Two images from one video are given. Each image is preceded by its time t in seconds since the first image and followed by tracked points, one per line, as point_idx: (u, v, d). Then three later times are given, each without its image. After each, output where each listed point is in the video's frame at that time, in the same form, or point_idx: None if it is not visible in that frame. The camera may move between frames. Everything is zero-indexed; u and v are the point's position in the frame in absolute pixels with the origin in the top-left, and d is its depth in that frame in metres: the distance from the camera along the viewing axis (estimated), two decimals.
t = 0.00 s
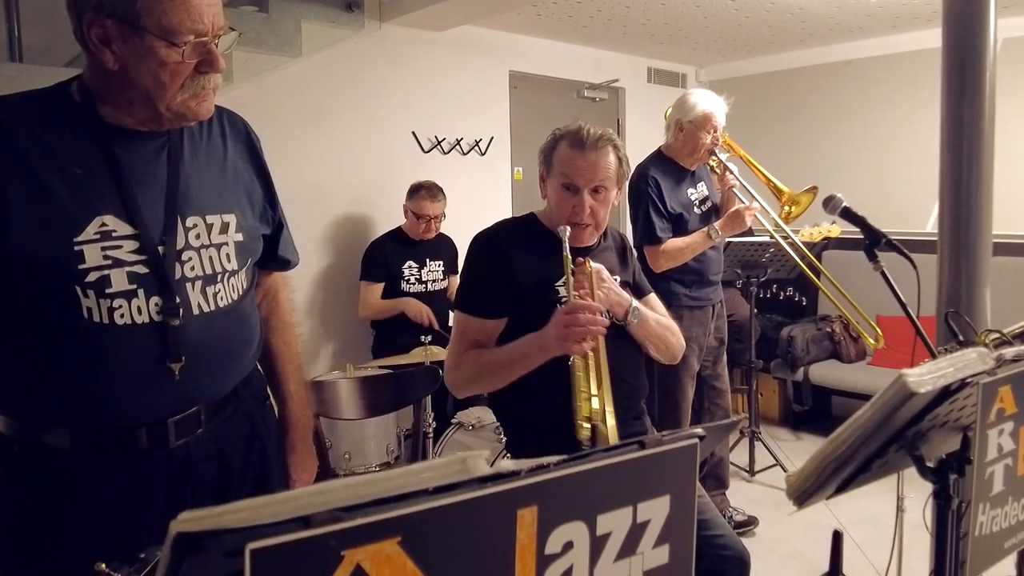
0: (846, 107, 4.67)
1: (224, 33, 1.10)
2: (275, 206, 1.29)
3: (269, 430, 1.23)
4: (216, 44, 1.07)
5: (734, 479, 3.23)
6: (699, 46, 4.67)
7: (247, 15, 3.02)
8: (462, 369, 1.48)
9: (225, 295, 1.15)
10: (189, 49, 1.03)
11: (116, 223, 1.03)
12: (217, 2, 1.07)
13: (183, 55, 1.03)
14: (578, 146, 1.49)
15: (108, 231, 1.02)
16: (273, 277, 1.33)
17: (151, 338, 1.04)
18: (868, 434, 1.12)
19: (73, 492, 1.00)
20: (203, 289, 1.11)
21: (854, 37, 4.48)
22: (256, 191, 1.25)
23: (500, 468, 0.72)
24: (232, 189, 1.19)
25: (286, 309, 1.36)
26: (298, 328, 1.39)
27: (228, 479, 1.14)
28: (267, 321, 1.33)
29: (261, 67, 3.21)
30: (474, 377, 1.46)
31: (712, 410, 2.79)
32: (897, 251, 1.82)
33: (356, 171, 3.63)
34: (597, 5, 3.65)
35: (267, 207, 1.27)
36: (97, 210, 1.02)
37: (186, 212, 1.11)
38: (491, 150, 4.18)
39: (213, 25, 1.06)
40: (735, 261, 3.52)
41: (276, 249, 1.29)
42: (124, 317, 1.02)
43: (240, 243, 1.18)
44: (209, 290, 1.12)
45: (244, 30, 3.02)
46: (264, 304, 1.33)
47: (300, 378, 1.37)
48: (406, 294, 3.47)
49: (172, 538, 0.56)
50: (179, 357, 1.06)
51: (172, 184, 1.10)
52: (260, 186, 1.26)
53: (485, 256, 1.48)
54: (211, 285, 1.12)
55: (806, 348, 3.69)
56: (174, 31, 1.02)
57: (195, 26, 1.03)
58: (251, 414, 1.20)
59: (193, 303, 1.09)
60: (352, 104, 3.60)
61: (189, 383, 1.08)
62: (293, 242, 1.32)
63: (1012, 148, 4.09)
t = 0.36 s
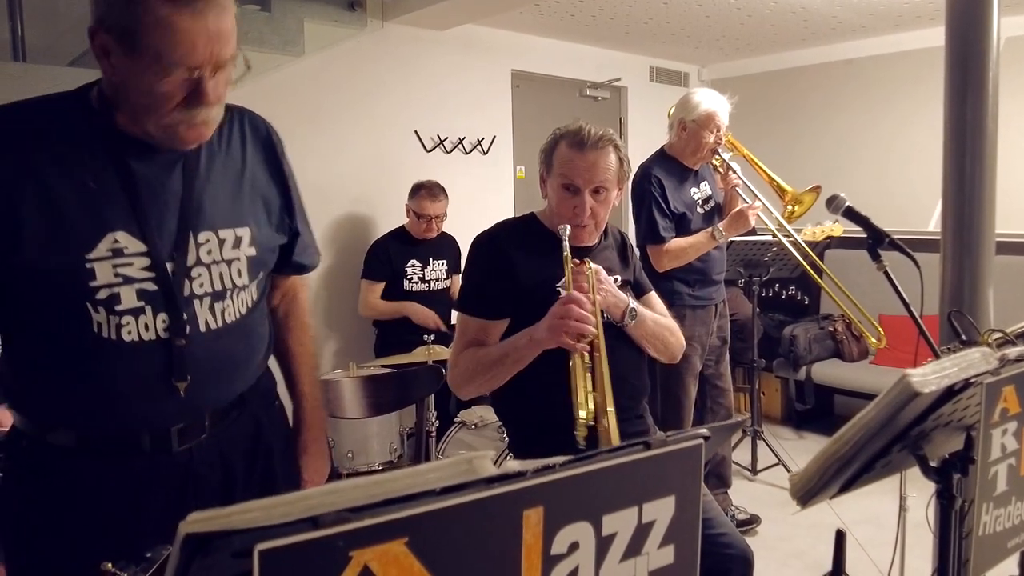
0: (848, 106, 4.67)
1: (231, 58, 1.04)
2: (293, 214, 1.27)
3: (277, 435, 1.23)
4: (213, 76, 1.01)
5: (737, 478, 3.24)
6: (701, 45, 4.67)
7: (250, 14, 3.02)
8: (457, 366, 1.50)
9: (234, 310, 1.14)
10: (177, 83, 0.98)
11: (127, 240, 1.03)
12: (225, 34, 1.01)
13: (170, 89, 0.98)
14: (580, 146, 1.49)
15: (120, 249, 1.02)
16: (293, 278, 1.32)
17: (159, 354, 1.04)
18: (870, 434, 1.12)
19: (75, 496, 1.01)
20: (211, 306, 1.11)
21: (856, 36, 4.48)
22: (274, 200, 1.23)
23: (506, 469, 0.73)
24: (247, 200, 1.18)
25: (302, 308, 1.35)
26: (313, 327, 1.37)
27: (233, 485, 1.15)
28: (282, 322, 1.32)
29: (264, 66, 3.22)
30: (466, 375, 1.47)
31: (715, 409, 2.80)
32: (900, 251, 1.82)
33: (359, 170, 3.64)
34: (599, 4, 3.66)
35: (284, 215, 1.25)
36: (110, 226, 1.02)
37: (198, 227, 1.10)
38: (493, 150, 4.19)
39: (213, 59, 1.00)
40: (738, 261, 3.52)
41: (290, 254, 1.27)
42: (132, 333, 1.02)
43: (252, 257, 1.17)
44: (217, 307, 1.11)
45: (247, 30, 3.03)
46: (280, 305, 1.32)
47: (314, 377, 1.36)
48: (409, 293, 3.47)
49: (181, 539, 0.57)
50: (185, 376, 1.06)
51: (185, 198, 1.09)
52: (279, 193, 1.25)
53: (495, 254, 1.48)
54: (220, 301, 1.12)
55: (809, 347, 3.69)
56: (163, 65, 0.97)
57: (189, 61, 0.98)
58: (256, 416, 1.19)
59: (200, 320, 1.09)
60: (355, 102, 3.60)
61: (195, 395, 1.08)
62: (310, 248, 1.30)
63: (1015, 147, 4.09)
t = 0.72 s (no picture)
0: (849, 106, 4.67)
1: (229, 135, 0.92)
2: (325, 234, 1.18)
3: (289, 434, 1.16)
4: (197, 152, 0.91)
5: (738, 478, 3.24)
6: (702, 44, 4.67)
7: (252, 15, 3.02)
8: (487, 372, 1.45)
9: (248, 345, 1.07)
10: (154, 152, 0.89)
11: (144, 281, 0.98)
12: (220, 111, 0.89)
13: (149, 155, 0.90)
14: (606, 156, 1.49)
15: (137, 292, 0.98)
16: (323, 291, 1.21)
17: (171, 397, 1.00)
18: (874, 437, 1.12)
19: (83, 502, 1.00)
20: (224, 342, 1.04)
21: (858, 36, 4.48)
22: (301, 223, 1.14)
23: (507, 472, 0.72)
24: (270, 228, 1.09)
25: (331, 318, 1.24)
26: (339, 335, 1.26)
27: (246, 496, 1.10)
28: (310, 333, 1.22)
29: (267, 65, 3.23)
30: (503, 378, 1.43)
31: (717, 409, 2.75)
32: (902, 251, 1.82)
33: (360, 170, 3.64)
34: (600, 4, 3.66)
35: (313, 236, 1.15)
36: (128, 268, 0.97)
37: (214, 264, 1.03)
38: (495, 149, 4.18)
39: (198, 136, 0.89)
40: (739, 261, 3.51)
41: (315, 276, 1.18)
42: (144, 371, 0.98)
43: (270, 290, 1.10)
44: (231, 344, 1.05)
45: (249, 30, 3.03)
46: (309, 317, 1.21)
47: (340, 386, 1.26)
48: (410, 293, 3.47)
49: (182, 544, 0.57)
50: (182, 416, 1.00)
51: (202, 232, 1.02)
52: (308, 216, 1.15)
53: (495, 261, 1.47)
54: (234, 338, 1.05)
55: (811, 347, 3.69)
56: (140, 132, 0.88)
57: (165, 134, 0.87)
58: (268, 423, 1.12)
59: (212, 358, 1.03)
60: (356, 102, 3.60)
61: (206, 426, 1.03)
62: (341, 266, 1.21)
63: (1016, 147, 4.08)
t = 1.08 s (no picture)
0: (851, 105, 4.67)
1: (219, 162, 0.91)
2: (334, 241, 1.17)
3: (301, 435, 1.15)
4: (186, 181, 0.90)
5: (741, 478, 3.24)
6: (705, 44, 4.68)
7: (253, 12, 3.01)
8: (529, 373, 1.40)
9: (258, 358, 1.07)
10: (144, 181, 0.89)
11: (154, 302, 0.98)
12: (206, 144, 0.88)
13: (140, 183, 0.89)
14: (617, 157, 1.53)
15: (146, 313, 0.97)
16: (336, 293, 1.21)
17: (181, 415, 1.00)
18: (878, 436, 1.12)
19: (99, 499, 1.01)
20: (234, 357, 1.04)
21: (860, 35, 4.48)
22: (309, 231, 1.13)
23: (512, 472, 0.72)
24: (278, 239, 1.09)
25: (343, 318, 1.24)
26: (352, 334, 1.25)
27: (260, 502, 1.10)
28: (324, 330, 1.22)
29: (270, 65, 3.23)
30: (552, 374, 1.39)
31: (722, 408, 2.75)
32: (905, 251, 1.82)
33: (363, 169, 3.64)
34: (603, 4, 3.66)
35: (321, 242, 1.14)
36: (137, 289, 0.97)
37: (222, 279, 1.02)
38: (497, 149, 4.19)
39: (183, 167, 0.88)
40: (742, 261, 3.52)
41: (324, 281, 1.18)
42: (157, 388, 0.98)
43: (279, 303, 1.09)
44: (241, 357, 1.04)
45: (252, 31, 3.03)
46: (324, 318, 1.21)
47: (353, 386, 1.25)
48: (412, 293, 3.47)
49: (188, 544, 0.57)
50: (194, 435, 1.01)
51: (210, 248, 1.02)
52: (316, 224, 1.14)
53: (503, 258, 1.47)
54: (244, 352, 1.05)
55: (813, 347, 3.70)
56: (130, 161, 0.87)
57: (151, 167, 0.87)
58: (280, 425, 1.12)
59: (222, 372, 1.03)
60: (359, 102, 3.60)
61: (217, 439, 1.03)
62: (350, 272, 1.20)
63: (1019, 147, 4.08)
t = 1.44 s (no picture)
0: (853, 104, 4.66)
1: (174, 109, 0.90)
2: (313, 217, 1.16)
3: (294, 437, 1.16)
4: (143, 131, 0.89)
5: (743, 479, 3.23)
6: (706, 44, 4.69)
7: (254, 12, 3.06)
8: (542, 372, 1.38)
9: (238, 332, 1.05)
10: (99, 132, 0.88)
11: (121, 269, 0.97)
12: (156, 89, 0.87)
13: (95, 135, 0.89)
14: (621, 156, 1.53)
15: (114, 280, 0.97)
16: (323, 278, 1.21)
17: (154, 389, 0.98)
18: (882, 436, 1.11)
19: (87, 498, 1.01)
20: (211, 329, 1.02)
21: (862, 35, 4.48)
22: (288, 205, 1.13)
23: (511, 474, 0.72)
24: (254, 210, 1.08)
25: (332, 302, 1.25)
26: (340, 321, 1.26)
27: (250, 496, 1.09)
28: (311, 316, 1.22)
29: (271, 65, 3.24)
30: (565, 371, 1.38)
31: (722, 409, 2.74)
32: (907, 251, 1.81)
33: (364, 169, 3.64)
34: (604, 3, 3.66)
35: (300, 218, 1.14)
36: (105, 256, 0.97)
37: (195, 247, 1.02)
38: (498, 149, 4.18)
39: (137, 114, 0.87)
40: (743, 260, 3.51)
41: (308, 258, 1.17)
42: (130, 361, 0.98)
43: (258, 274, 1.08)
44: (218, 330, 1.03)
45: (253, 30, 3.08)
46: (314, 305, 1.22)
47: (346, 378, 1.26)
48: (413, 292, 3.47)
49: (184, 545, 0.57)
50: (161, 409, 0.99)
51: (183, 217, 1.01)
52: (294, 198, 1.13)
53: (504, 258, 1.46)
54: (222, 324, 1.03)
55: (815, 347, 3.69)
56: (83, 111, 0.87)
57: (105, 114, 0.86)
58: (273, 421, 1.12)
59: (199, 345, 1.01)
60: (359, 101, 3.60)
61: (198, 415, 1.01)
62: (333, 252, 1.19)
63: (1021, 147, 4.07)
